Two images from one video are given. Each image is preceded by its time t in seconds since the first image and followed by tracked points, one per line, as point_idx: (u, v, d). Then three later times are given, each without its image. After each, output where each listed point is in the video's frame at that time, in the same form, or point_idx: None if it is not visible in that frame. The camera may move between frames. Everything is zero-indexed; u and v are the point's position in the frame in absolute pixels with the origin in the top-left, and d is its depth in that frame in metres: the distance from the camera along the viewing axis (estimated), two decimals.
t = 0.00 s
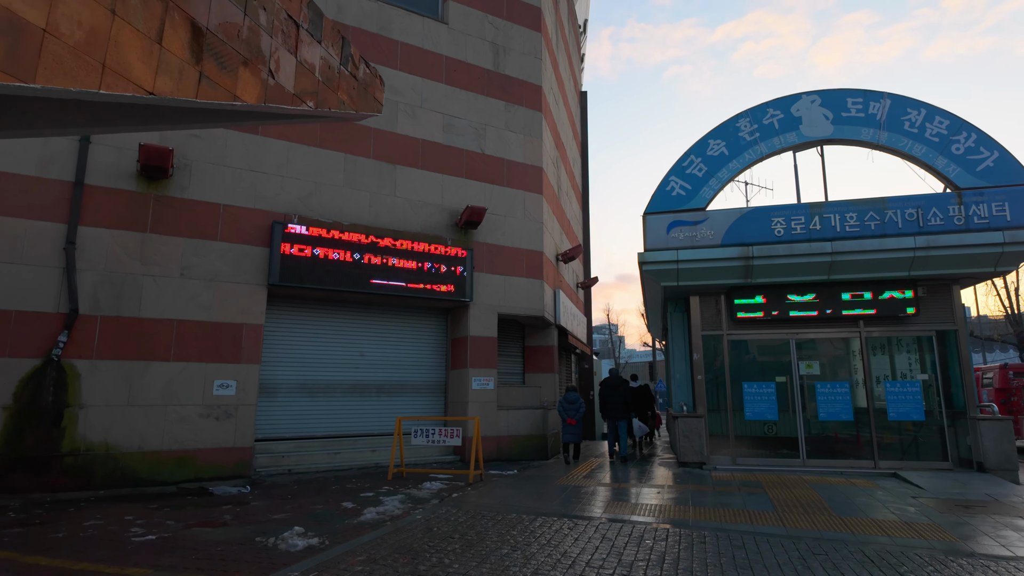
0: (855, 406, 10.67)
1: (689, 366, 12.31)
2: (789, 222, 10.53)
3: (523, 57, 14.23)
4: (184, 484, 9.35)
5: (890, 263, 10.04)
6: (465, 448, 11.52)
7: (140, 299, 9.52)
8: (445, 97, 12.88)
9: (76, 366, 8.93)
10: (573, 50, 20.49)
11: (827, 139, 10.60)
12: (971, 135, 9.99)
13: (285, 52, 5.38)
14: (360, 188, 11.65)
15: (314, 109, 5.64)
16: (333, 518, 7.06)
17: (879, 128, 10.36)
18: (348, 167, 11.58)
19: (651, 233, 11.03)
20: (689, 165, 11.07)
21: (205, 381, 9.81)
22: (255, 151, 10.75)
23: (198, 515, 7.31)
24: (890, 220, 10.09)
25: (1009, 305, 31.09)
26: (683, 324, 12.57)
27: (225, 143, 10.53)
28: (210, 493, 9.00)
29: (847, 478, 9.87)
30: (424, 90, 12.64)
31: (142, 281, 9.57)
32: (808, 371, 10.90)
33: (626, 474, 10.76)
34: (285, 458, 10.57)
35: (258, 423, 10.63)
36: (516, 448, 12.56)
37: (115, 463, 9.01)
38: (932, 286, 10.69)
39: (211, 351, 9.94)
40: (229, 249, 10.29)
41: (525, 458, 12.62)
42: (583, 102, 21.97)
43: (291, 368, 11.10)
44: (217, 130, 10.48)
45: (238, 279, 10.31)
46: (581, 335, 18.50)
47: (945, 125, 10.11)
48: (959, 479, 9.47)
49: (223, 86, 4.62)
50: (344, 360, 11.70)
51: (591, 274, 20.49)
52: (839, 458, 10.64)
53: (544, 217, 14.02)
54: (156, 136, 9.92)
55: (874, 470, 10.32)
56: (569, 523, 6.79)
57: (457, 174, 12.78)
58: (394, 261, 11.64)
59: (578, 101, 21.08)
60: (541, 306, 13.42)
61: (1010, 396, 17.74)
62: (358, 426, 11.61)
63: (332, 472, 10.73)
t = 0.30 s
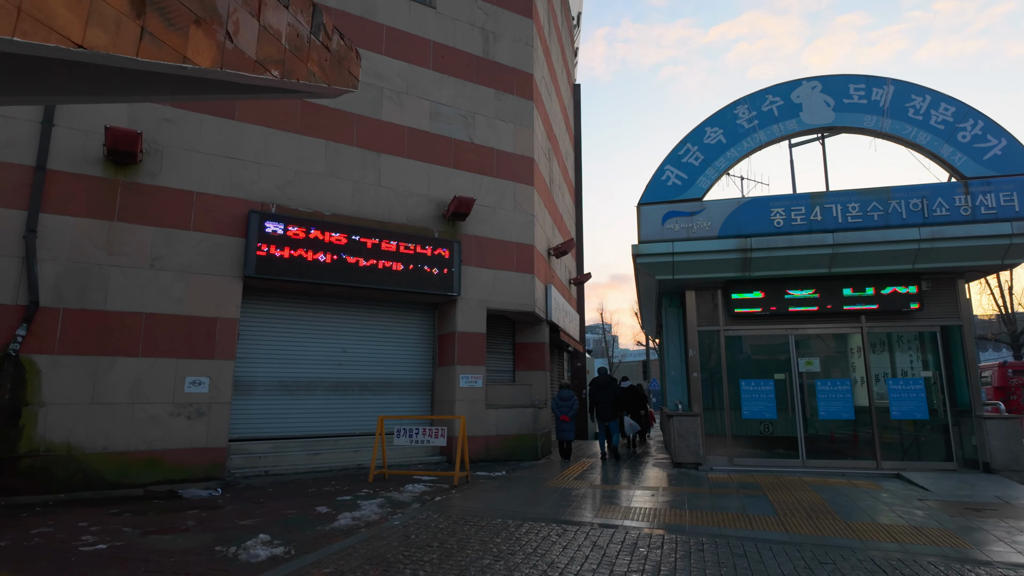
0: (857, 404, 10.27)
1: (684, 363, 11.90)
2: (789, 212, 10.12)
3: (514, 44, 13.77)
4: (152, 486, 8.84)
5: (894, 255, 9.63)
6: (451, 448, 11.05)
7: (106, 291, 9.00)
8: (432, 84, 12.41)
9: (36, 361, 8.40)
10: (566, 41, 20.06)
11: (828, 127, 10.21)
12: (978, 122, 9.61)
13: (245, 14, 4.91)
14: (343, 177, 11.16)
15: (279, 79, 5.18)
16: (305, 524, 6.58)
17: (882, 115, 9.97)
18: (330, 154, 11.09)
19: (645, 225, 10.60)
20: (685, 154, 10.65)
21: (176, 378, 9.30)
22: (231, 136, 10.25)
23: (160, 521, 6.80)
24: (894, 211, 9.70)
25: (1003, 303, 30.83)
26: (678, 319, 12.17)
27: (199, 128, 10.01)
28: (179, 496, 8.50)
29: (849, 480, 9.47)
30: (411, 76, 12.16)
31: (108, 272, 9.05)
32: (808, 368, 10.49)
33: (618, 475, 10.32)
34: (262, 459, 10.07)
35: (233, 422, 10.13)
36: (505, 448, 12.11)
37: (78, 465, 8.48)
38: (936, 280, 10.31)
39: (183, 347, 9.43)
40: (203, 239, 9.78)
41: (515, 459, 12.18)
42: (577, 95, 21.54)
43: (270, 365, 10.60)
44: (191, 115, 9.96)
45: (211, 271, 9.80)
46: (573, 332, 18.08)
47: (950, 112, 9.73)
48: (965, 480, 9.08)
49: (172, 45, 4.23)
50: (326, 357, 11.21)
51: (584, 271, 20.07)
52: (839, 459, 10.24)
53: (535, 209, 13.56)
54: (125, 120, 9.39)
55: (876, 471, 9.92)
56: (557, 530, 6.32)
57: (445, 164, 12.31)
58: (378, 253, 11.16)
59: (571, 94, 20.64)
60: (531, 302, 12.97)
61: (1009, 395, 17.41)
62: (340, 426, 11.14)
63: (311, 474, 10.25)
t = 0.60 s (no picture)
0: (852, 404, 9.92)
1: (675, 362, 11.51)
2: (784, 205, 9.75)
3: (500, 32, 13.33)
4: (112, 491, 8.32)
5: (893, 250, 9.28)
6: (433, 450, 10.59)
7: (64, 285, 8.47)
8: (415, 71, 11.95)
9: None
10: (556, 33, 19.63)
11: (825, 117, 9.85)
12: (979, 112, 9.28)
13: None
14: (320, 167, 10.67)
15: (234, 48, 4.78)
16: (268, 533, 6.10)
17: (881, 105, 9.62)
18: (307, 143, 10.60)
19: (635, 217, 10.19)
20: (677, 144, 10.25)
21: (139, 377, 8.78)
22: (201, 122, 9.73)
23: (111, 530, 6.30)
24: (893, 204, 9.35)
25: (993, 303, 30.69)
26: (669, 316, 11.78)
27: (167, 113, 9.49)
28: (140, 501, 7.99)
29: (846, 483, 9.09)
30: (393, 63, 11.69)
31: (67, 265, 8.52)
32: (802, 367, 10.13)
33: (606, 478, 9.90)
34: (232, 462, 9.58)
35: (202, 424, 9.62)
36: (490, 450, 11.67)
37: (31, 470, 7.95)
38: (934, 276, 9.98)
39: (147, 344, 8.91)
40: (170, 230, 9.27)
41: (500, 461, 11.74)
42: (567, 88, 21.12)
43: (242, 363, 10.11)
44: (158, 99, 9.44)
45: (179, 264, 9.29)
46: (562, 330, 17.69)
47: (951, 101, 9.39)
48: (966, 483, 8.74)
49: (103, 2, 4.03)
50: (302, 355, 10.72)
51: (573, 267, 19.67)
52: (835, 461, 9.88)
53: (522, 203, 13.12)
54: (86, 103, 8.86)
55: (873, 474, 9.57)
56: (539, 539, 5.88)
57: (428, 154, 11.85)
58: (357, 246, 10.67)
59: (561, 87, 20.23)
60: (518, 298, 12.54)
61: (1003, 394, 17.15)
62: (316, 427, 10.66)
63: (284, 478, 9.75)
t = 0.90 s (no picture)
0: (850, 405, 9.58)
1: (667, 361, 11.13)
2: (780, 198, 9.39)
3: (487, 20, 12.91)
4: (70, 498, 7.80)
5: (892, 244, 8.94)
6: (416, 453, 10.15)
7: (19, 278, 7.95)
8: (398, 59, 11.50)
9: None
10: (546, 25, 19.24)
11: (822, 107, 9.51)
12: (981, 102, 8.97)
13: None
14: (298, 156, 10.20)
15: (183, 11, 4.47)
16: (229, 545, 5.63)
17: (880, 94, 9.29)
18: (284, 131, 10.13)
19: (627, 210, 9.80)
20: (670, 135, 9.87)
21: (100, 376, 8.27)
22: (170, 107, 9.23)
23: (58, 541, 5.80)
24: (892, 196, 9.02)
25: (983, 303, 30.62)
26: (661, 314, 11.40)
27: (134, 98, 8.99)
28: (99, 508, 7.48)
29: (845, 487, 8.74)
30: (375, 49, 11.24)
31: (22, 256, 8.00)
32: (799, 366, 9.78)
33: (595, 481, 9.50)
34: (202, 466, 9.09)
35: (171, 425, 9.12)
36: (475, 452, 11.24)
37: None
38: (934, 272, 9.66)
39: (109, 341, 8.40)
40: (135, 221, 8.76)
41: (486, 463, 11.32)
42: (557, 82, 20.73)
43: (213, 362, 9.62)
44: (123, 82, 8.93)
45: (145, 256, 8.78)
46: (551, 329, 17.29)
47: (952, 91, 9.07)
48: (969, 486, 8.41)
49: None
50: (278, 353, 10.24)
51: (563, 265, 19.27)
52: (832, 463, 9.54)
53: (510, 196, 12.70)
54: (45, 85, 8.34)
55: (872, 477, 9.23)
56: (521, 551, 5.46)
57: (411, 145, 11.41)
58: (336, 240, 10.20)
59: (551, 81, 19.84)
60: (505, 294, 12.11)
61: (997, 394, 16.91)
62: (293, 429, 10.18)
63: (258, 482, 9.27)
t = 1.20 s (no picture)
0: (862, 402, 9.16)
1: (669, 357, 10.71)
2: (789, 184, 8.97)
3: (483, 4, 12.47)
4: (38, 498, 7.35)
5: (906, 233, 8.52)
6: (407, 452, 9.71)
7: None
8: (391, 42, 11.06)
9: None
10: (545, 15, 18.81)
11: (832, 90, 9.09)
12: (1000, 84, 8.55)
13: None
14: (284, 141, 9.76)
15: None
16: (199, 552, 5.17)
17: (894, 76, 8.87)
18: (270, 115, 9.69)
19: (628, 198, 9.37)
20: (674, 119, 9.45)
21: (72, 369, 7.81)
22: (149, 88, 8.77)
23: (13, 547, 5.35)
24: (907, 183, 8.60)
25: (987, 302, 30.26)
26: (663, 308, 10.98)
27: (110, 77, 8.52)
28: (67, 511, 7.02)
29: (857, 488, 8.31)
30: (366, 32, 10.80)
31: None
32: (808, 361, 9.36)
33: (595, 481, 9.08)
34: (182, 465, 8.63)
35: (148, 422, 8.66)
36: (470, 451, 10.80)
37: None
38: (950, 263, 9.25)
39: (82, 333, 7.94)
40: (111, 207, 8.30)
41: (481, 463, 10.88)
42: (555, 74, 20.30)
43: (195, 356, 9.17)
44: (99, 61, 8.46)
45: (121, 244, 8.33)
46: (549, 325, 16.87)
47: (970, 72, 8.66)
48: (988, 487, 7.99)
49: None
50: (263, 347, 9.79)
51: (561, 260, 18.86)
52: (843, 463, 9.12)
53: (507, 186, 12.27)
54: (14, 62, 7.88)
55: (885, 477, 8.80)
56: (517, 559, 5.01)
57: (404, 131, 10.97)
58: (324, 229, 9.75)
59: (549, 73, 19.42)
60: (501, 288, 11.68)
61: (1006, 393, 16.51)
62: (279, 426, 9.73)
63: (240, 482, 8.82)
